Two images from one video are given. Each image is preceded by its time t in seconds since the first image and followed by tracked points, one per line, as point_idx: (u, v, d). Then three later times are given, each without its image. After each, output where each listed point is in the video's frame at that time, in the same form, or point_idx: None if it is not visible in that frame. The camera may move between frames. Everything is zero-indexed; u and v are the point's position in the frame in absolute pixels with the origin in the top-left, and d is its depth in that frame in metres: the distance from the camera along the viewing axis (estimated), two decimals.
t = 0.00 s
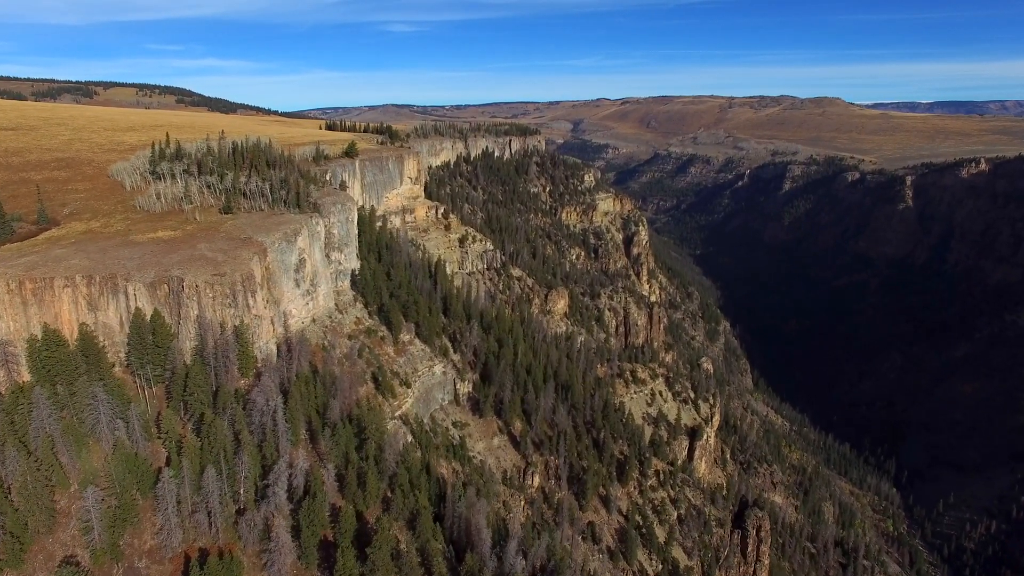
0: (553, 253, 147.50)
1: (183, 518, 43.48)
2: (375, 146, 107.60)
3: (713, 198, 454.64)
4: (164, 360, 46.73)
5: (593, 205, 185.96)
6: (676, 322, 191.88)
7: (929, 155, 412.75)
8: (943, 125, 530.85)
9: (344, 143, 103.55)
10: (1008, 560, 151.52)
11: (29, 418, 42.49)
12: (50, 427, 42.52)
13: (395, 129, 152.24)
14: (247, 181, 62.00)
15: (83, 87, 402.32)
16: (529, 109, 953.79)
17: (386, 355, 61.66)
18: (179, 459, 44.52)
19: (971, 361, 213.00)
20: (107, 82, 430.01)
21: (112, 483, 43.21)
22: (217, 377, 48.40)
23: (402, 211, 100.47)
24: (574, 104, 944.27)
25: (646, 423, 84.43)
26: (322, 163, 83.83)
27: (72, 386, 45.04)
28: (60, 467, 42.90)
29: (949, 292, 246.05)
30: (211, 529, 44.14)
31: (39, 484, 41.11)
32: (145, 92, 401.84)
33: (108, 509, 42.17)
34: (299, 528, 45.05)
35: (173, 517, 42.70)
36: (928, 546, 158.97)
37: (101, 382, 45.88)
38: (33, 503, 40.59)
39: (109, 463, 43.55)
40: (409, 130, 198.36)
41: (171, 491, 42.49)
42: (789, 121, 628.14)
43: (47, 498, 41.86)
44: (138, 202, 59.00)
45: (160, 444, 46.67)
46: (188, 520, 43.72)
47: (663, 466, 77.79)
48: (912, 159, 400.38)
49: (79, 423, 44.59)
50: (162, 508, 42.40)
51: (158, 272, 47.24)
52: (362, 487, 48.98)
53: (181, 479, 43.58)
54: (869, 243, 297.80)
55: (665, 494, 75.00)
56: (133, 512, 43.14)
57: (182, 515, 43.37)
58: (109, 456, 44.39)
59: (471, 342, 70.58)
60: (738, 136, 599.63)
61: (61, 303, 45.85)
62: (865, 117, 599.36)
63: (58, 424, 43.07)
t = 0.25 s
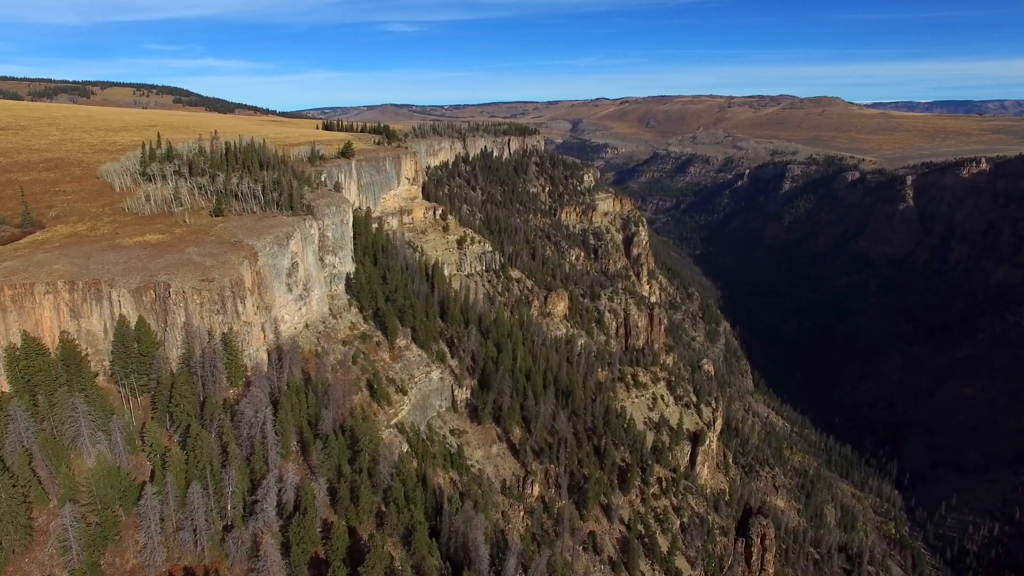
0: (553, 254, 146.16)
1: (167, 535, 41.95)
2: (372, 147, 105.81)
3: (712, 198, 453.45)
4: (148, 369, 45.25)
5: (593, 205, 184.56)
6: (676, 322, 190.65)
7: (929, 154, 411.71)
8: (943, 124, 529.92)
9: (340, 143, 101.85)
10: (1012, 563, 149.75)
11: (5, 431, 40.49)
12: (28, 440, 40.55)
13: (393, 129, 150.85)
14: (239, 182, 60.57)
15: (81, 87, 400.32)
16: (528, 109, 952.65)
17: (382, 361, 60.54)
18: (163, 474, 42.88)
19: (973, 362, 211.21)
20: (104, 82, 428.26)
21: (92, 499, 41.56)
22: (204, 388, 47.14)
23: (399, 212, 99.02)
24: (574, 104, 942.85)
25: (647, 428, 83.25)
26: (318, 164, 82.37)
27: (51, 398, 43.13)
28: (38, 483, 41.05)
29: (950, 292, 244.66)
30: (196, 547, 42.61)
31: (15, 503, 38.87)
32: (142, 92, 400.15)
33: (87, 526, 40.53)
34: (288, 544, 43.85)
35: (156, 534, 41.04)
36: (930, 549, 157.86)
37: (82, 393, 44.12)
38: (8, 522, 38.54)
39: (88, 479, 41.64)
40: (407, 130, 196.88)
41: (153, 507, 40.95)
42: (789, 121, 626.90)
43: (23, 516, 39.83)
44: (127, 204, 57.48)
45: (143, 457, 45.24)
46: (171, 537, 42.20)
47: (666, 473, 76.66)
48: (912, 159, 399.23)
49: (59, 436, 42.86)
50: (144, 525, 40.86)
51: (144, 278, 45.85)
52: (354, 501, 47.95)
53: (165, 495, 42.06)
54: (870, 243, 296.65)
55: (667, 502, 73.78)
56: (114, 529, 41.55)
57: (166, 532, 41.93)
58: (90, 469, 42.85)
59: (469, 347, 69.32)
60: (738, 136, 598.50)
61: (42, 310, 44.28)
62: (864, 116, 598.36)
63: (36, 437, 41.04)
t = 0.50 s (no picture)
0: (552, 255, 144.66)
1: (149, 556, 40.17)
2: (366, 147, 103.23)
3: (712, 198, 452.13)
4: (132, 379, 43.75)
5: (593, 205, 183.06)
6: (676, 323, 189.34)
7: (929, 154, 410.59)
8: (943, 124, 528.67)
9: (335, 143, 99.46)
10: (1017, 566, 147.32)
11: None
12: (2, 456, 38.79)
13: (390, 128, 149.23)
14: (231, 184, 59.22)
15: (78, 87, 397.58)
16: (527, 109, 951.18)
17: (377, 368, 59.56)
18: (144, 490, 41.01)
19: (975, 363, 209.00)
20: (102, 83, 426.64)
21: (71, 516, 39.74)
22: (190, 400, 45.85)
23: (396, 213, 97.46)
24: (573, 104, 941.70)
25: (649, 433, 82.14)
26: (312, 165, 80.87)
27: (28, 410, 41.18)
28: (14, 500, 39.21)
29: (952, 292, 243.00)
30: (180, 567, 41.03)
31: None
32: (140, 92, 398.64)
33: (65, 547, 38.72)
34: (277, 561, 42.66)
35: (136, 554, 39.24)
36: (933, 552, 156.87)
37: (61, 405, 42.09)
38: None
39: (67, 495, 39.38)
40: (405, 130, 195.30)
41: (133, 528, 39.21)
42: (789, 120, 625.36)
43: None
44: (114, 206, 56.08)
45: (126, 473, 43.33)
46: (154, 557, 40.43)
47: (669, 480, 75.49)
48: (912, 159, 397.78)
49: (37, 451, 41.02)
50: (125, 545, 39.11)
51: (128, 283, 44.43)
52: (347, 518, 47.08)
53: (147, 513, 40.09)
54: (870, 243, 295.30)
55: (671, 510, 72.55)
56: (93, 548, 39.79)
57: (147, 552, 40.17)
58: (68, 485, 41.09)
59: (466, 353, 68.11)
60: (737, 135, 597.19)
61: (21, 319, 42.86)
62: (864, 116, 597.12)
63: (12, 452, 39.26)
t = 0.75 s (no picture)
0: (552, 256, 143.15)
1: None
2: (363, 147, 101.64)
3: (712, 198, 450.73)
4: (113, 390, 42.18)
5: (592, 206, 181.54)
6: (677, 325, 187.90)
7: (929, 154, 409.69)
8: (942, 123, 527.96)
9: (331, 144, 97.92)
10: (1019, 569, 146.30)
11: None
12: None
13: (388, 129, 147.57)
14: (221, 185, 57.86)
15: (75, 87, 395.90)
16: (526, 108, 949.37)
17: (372, 375, 58.59)
18: (124, 509, 39.68)
19: (977, 364, 207.79)
20: (98, 83, 424.30)
21: (46, 536, 37.64)
22: (174, 412, 44.61)
23: (393, 214, 95.93)
24: (572, 104, 940.17)
25: (650, 438, 81.01)
26: (307, 165, 79.38)
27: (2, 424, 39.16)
28: None
29: (953, 292, 241.70)
30: None
31: None
32: (137, 92, 396.46)
33: (38, 569, 36.58)
34: None
35: None
36: (935, 554, 155.54)
37: (36, 419, 40.15)
38: None
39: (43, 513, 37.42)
40: (403, 130, 193.80)
41: (111, 549, 37.67)
42: (788, 120, 624.28)
43: None
44: (100, 209, 54.58)
45: (106, 489, 41.47)
46: None
47: (672, 489, 74.52)
48: (912, 158, 396.69)
49: (10, 468, 38.98)
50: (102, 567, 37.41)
51: (111, 290, 42.94)
52: (338, 536, 46.20)
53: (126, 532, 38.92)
54: (871, 243, 294.06)
55: (674, 519, 71.60)
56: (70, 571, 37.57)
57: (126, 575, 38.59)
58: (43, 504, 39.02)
59: (464, 360, 67.56)
60: (737, 135, 595.95)
61: None
62: (864, 115, 596.27)
63: None
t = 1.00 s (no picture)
0: (551, 257, 141.68)
1: None
2: (359, 148, 100.17)
3: (711, 198, 449.54)
4: (92, 403, 40.32)
5: (591, 207, 180.03)
6: (677, 326, 186.58)
7: (928, 154, 408.93)
8: (941, 123, 527.29)
9: (326, 144, 96.34)
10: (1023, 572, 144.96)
11: None
12: None
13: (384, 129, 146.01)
14: (211, 187, 56.39)
15: (72, 87, 394.00)
16: (524, 109, 947.74)
17: (366, 384, 57.98)
18: (103, 530, 37.71)
19: (979, 364, 206.37)
20: (94, 83, 421.88)
21: (16, 557, 34.96)
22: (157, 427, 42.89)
23: (390, 216, 94.42)
24: (570, 104, 938.83)
25: (652, 444, 79.84)
26: (301, 166, 77.88)
27: None
28: None
29: (954, 293, 240.47)
30: None
31: None
32: (134, 92, 394.26)
33: None
34: None
35: None
36: (938, 558, 154.22)
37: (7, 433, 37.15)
38: None
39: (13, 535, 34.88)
40: (401, 130, 192.32)
41: None
42: (787, 120, 623.37)
43: None
44: (86, 212, 53.07)
45: (86, 509, 38.77)
46: None
47: (675, 498, 73.88)
48: (912, 158, 395.58)
49: None
50: None
51: (93, 298, 41.33)
52: (329, 555, 44.96)
53: (101, 556, 36.92)
54: (871, 243, 292.77)
55: (676, 530, 70.95)
56: None
57: None
58: (15, 524, 36.10)
59: (461, 368, 67.05)
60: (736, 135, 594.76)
61: None
62: (863, 115, 595.48)
63: None
